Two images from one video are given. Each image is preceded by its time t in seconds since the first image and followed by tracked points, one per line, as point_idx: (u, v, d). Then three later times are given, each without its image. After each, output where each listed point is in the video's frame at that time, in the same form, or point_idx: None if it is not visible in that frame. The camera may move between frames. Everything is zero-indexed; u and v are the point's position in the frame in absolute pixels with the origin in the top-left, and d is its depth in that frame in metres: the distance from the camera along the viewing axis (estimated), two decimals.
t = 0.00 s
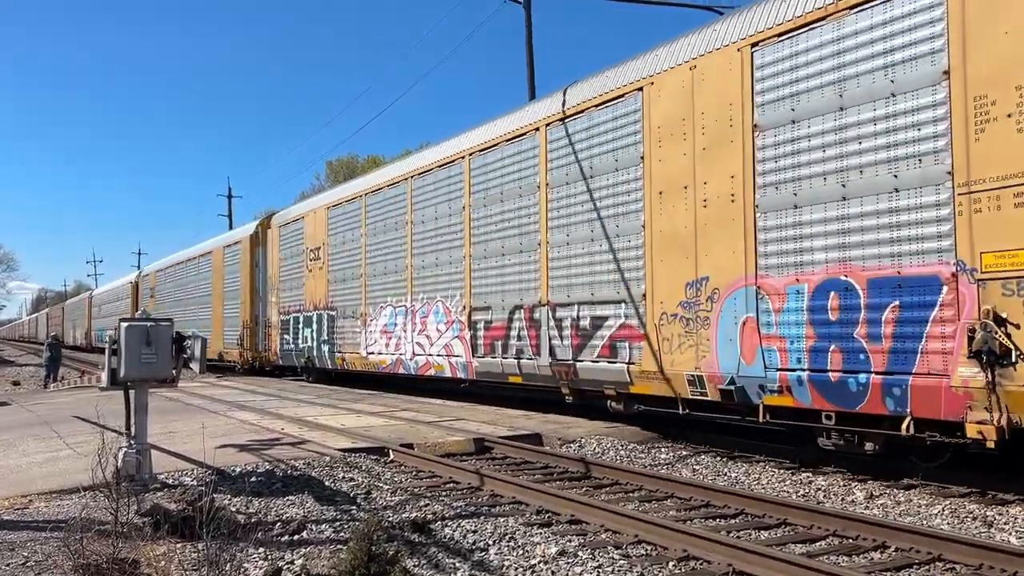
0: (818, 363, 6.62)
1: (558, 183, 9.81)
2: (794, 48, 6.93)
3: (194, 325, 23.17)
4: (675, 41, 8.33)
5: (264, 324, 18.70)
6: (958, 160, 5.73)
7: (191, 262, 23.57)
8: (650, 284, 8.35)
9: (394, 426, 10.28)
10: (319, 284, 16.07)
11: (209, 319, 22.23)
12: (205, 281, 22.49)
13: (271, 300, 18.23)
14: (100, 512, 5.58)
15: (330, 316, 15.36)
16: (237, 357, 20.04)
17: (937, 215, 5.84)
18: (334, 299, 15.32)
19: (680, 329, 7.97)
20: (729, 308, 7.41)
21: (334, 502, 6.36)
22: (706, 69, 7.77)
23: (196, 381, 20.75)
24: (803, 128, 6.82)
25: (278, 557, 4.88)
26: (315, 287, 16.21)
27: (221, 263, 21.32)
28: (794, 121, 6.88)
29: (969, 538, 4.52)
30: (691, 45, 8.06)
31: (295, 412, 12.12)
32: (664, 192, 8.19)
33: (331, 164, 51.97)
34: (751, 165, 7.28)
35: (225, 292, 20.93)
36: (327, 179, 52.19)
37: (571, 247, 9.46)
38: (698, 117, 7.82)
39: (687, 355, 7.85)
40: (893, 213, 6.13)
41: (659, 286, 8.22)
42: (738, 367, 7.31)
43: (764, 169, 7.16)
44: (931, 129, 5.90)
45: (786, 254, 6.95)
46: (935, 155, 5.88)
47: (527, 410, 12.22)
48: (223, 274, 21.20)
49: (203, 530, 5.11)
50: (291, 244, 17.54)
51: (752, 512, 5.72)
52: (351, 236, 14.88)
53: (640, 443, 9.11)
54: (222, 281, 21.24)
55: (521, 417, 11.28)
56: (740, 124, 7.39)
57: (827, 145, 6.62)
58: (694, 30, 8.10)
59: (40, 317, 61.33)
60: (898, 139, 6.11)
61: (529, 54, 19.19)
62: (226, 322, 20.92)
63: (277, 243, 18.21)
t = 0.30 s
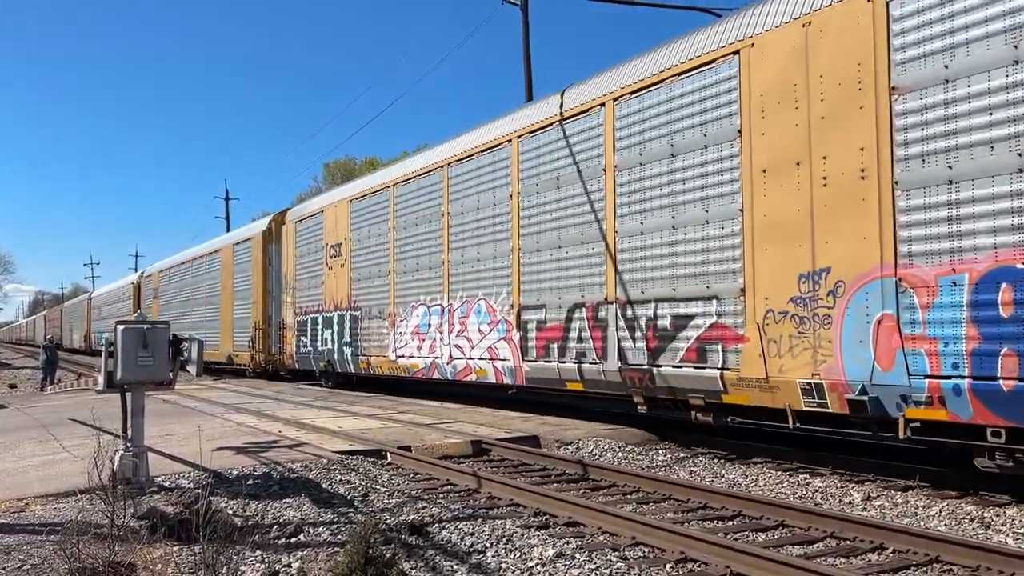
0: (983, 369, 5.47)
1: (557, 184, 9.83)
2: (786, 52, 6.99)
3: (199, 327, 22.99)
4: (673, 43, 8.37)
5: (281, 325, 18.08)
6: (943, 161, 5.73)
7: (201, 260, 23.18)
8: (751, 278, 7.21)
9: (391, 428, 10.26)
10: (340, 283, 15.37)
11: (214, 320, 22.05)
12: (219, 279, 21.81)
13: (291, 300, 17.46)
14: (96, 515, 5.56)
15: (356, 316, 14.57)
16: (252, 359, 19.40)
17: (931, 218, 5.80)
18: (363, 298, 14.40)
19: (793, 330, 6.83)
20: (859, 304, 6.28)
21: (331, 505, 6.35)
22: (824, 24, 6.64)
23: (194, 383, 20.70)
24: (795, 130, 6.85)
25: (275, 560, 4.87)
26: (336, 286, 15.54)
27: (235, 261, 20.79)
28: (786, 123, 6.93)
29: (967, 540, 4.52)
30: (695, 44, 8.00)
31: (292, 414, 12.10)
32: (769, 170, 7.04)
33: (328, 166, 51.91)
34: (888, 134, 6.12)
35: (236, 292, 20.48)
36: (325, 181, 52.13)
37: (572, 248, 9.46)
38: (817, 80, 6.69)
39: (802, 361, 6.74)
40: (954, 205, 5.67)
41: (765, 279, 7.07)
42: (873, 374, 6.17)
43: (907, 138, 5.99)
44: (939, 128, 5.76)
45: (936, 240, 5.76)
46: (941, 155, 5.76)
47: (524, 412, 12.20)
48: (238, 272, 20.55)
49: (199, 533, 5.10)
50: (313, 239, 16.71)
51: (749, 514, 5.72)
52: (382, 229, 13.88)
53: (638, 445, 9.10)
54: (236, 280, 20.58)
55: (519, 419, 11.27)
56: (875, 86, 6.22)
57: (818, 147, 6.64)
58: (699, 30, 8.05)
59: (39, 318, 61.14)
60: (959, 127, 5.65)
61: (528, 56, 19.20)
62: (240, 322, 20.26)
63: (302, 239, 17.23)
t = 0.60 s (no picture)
0: None
1: (557, 185, 9.89)
2: (777, 56, 7.12)
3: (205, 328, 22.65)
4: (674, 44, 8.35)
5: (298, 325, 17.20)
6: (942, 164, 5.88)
7: (213, 257, 22.55)
8: (893, 268, 6.18)
9: (389, 430, 10.25)
10: (365, 280, 14.42)
11: (219, 321, 21.72)
12: (234, 276, 20.92)
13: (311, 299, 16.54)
14: (92, 517, 5.54)
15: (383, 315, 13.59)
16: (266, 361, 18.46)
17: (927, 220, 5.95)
18: (394, 295, 13.37)
19: (951, 329, 5.82)
20: None
21: (328, 507, 6.34)
22: None
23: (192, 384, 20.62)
24: (789, 133, 6.98)
25: (272, 562, 4.86)
26: (362, 283, 14.54)
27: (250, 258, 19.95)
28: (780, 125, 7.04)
29: (965, 541, 4.51)
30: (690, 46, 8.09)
31: (290, 416, 12.09)
32: (918, 139, 6.02)
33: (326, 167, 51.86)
34: None
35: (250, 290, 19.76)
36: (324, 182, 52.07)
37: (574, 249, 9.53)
38: (984, 29, 5.68)
39: (962, 365, 5.73)
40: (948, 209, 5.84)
41: (912, 269, 6.04)
42: None
43: None
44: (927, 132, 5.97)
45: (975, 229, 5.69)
46: (933, 157, 5.94)
47: (522, 413, 12.20)
48: (253, 269, 19.69)
49: (196, 534, 5.08)
50: (335, 234, 15.77)
51: (747, 515, 5.72)
52: (416, 222, 12.88)
53: (636, 446, 9.10)
54: (251, 278, 19.69)
55: (517, 420, 11.26)
56: None
57: (813, 149, 6.77)
58: (694, 31, 8.13)
59: (38, 320, 60.84)
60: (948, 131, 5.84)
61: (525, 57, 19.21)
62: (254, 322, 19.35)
63: (324, 234, 16.23)
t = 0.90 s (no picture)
0: None
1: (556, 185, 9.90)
2: (767, 60, 7.20)
3: (210, 327, 22.21)
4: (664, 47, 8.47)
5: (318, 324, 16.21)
6: (929, 167, 5.93)
7: (222, 253, 21.64)
8: None
9: (388, 430, 10.25)
10: (396, 276, 13.35)
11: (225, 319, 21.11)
12: (249, 272, 19.89)
13: (336, 295, 15.48)
14: (91, 518, 5.53)
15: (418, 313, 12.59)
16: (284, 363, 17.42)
17: (917, 222, 6.00)
18: (431, 292, 12.36)
19: None
20: None
21: (327, 507, 6.34)
22: None
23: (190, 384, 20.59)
24: (780, 135, 7.03)
25: (271, 563, 4.85)
26: (392, 279, 13.47)
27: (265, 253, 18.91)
28: (771, 127, 7.10)
29: (963, 542, 4.51)
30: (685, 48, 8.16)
31: (288, 416, 12.09)
32: None
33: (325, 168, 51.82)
34: None
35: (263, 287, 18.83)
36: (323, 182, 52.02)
37: (572, 249, 9.54)
38: None
39: None
40: (935, 209, 5.90)
41: None
42: None
43: None
44: (920, 133, 6.00)
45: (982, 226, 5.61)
46: (924, 160, 5.97)
47: (521, 414, 12.21)
48: (269, 265, 18.62)
49: (194, 535, 5.07)
50: (360, 226, 14.74)
51: (746, 515, 5.72)
52: (454, 210, 11.85)
53: (634, 446, 9.11)
54: (268, 274, 18.65)
55: (516, 421, 11.26)
56: None
57: (804, 152, 6.82)
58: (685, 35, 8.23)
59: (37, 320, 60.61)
60: (940, 133, 5.86)
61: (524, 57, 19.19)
62: (269, 321, 18.30)
63: (349, 226, 15.16)
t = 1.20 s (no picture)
0: None
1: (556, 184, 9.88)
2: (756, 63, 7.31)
3: (219, 325, 21.69)
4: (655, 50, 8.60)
5: (343, 322, 15.26)
6: (914, 168, 6.04)
7: (238, 246, 20.73)
8: None
9: (387, 429, 10.24)
10: (435, 269, 12.28)
11: (238, 316, 20.40)
12: (268, 265, 18.91)
13: (366, 290, 14.45)
14: (90, 516, 5.53)
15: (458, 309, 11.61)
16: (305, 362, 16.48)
17: (902, 224, 6.11)
18: (474, 286, 11.34)
19: None
20: None
21: (326, 506, 6.34)
22: None
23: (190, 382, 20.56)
24: (772, 136, 7.12)
25: (270, 561, 4.85)
26: (430, 273, 12.39)
27: (286, 246, 17.88)
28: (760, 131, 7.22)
29: (963, 541, 4.52)
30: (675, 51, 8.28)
31: (288, 414, 12.08)
32: None
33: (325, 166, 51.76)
34: None
35: (283, 283, 17.92)
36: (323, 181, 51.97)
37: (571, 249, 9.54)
38: None
39: None
40: (915, 212, 6.04)
41: None
42: None
43: None
44: (903, 138, 6.13)
45: None
46: (908, 163, 6.09)
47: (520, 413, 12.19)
48: (291, 258, 17.61)
49: (194, 533, 5.06)
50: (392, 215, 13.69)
51: (745, 514, 5.72)
52: (500, 196, 10.81)
53: (634, 445, 9.10)
54: (288, 268, 17.61)
55: (516, 420, 11.25)
56: None
57: (795, 154, 6.89)
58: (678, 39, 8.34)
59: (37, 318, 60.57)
60: (922, 137, 6.00)
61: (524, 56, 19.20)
62: (290, 319, 17.34)
63: (379, 216, 14.11)
